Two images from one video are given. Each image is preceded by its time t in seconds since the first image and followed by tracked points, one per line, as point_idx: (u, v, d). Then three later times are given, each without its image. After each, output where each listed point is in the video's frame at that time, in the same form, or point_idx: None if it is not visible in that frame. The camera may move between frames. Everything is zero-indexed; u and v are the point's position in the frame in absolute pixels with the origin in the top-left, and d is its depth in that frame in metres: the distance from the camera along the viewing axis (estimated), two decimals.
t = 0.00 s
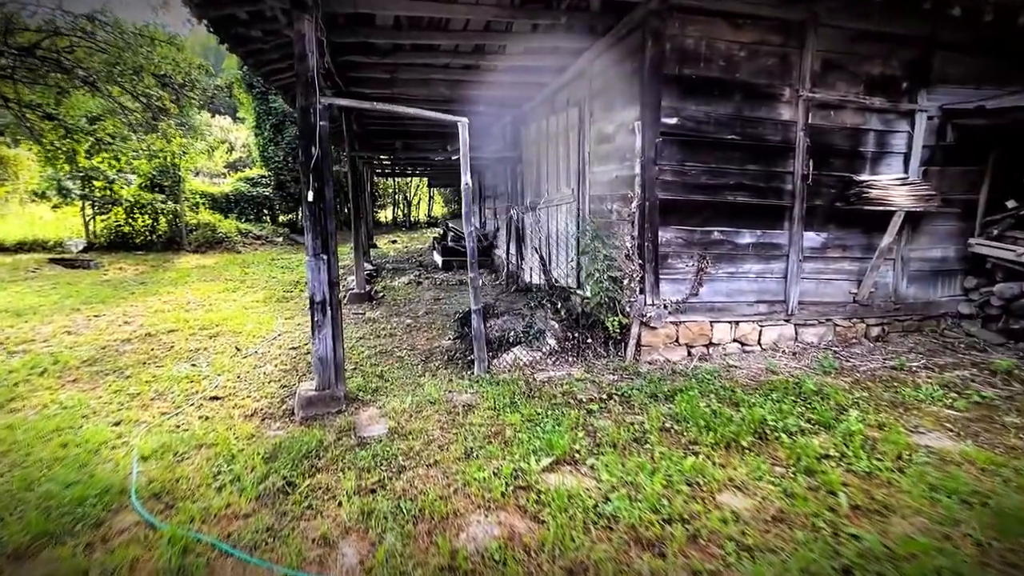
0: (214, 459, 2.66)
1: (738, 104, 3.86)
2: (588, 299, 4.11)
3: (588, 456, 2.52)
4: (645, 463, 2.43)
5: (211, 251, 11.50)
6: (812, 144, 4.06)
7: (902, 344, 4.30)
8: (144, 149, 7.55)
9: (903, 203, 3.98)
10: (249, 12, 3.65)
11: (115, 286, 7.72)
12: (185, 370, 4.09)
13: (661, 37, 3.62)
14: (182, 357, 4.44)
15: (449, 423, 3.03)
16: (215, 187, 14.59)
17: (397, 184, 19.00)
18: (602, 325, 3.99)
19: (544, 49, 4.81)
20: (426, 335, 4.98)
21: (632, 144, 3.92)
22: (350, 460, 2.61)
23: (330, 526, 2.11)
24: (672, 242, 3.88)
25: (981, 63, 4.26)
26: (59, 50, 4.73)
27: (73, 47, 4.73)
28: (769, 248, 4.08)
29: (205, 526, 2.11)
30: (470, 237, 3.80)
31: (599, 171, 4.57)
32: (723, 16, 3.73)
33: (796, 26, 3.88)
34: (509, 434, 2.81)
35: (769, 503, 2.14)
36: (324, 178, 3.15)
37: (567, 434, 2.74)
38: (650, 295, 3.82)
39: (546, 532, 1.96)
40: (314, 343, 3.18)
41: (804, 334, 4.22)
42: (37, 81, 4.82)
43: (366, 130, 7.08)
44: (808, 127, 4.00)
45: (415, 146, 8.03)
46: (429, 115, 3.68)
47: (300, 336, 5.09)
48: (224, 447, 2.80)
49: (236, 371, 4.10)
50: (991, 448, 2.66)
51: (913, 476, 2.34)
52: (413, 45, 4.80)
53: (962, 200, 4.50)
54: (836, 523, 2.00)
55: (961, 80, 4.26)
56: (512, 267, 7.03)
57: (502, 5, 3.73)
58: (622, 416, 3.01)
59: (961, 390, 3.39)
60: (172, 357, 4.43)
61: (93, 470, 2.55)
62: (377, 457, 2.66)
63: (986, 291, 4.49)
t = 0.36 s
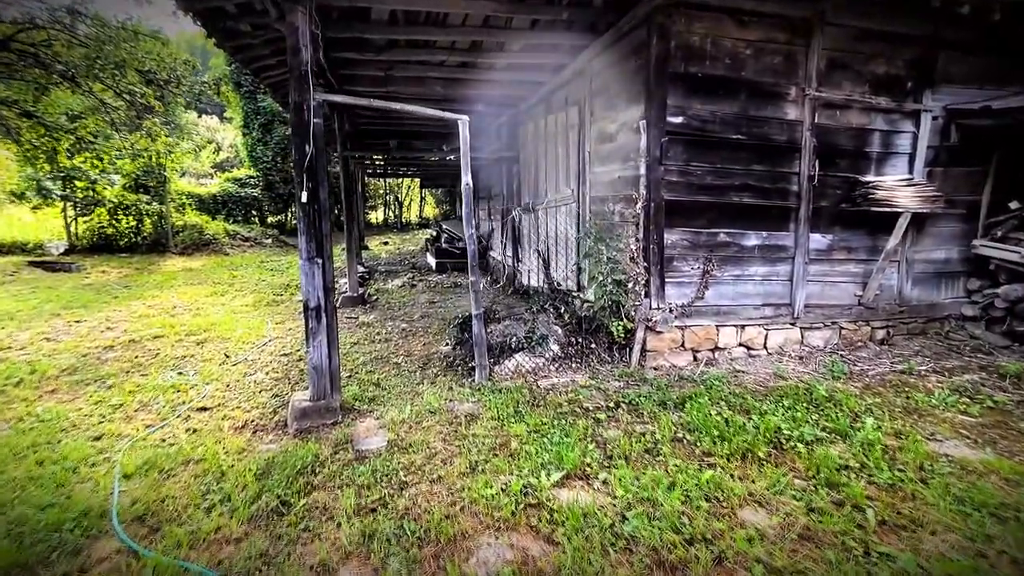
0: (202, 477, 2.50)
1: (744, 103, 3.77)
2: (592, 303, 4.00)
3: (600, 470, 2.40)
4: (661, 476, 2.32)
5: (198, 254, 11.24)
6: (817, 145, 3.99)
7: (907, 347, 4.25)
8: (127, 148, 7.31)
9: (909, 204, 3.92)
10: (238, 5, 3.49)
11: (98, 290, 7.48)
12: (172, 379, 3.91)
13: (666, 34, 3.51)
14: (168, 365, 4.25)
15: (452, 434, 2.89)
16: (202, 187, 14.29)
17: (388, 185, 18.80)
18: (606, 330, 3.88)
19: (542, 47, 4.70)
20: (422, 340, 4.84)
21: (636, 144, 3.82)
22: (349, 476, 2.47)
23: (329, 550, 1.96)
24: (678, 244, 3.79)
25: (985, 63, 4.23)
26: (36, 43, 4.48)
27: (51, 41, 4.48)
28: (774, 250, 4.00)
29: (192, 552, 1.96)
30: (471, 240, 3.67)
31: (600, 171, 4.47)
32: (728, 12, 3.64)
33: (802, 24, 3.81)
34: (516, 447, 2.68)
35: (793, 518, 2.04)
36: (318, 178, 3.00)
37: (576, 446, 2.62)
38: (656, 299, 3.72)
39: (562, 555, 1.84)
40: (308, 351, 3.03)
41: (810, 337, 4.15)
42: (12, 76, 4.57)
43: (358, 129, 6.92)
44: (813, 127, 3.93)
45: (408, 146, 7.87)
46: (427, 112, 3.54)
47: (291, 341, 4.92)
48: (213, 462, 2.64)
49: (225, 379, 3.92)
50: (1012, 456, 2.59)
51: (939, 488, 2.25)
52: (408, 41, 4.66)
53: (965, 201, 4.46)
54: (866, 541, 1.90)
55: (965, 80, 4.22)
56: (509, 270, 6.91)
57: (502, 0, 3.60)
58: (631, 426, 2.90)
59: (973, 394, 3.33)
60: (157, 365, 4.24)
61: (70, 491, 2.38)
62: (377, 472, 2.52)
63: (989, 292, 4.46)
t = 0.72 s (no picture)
0: (192, 495, 2.35)
1: (750, 103, 3.70)
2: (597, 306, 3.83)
3: (613, 484, 2.30)
4: (678, 491, 2.23)
5: (185, 256, 10.98)
6: (823, 145, 3.93)
7: (912, 350, 4.21)
8: (112, 148, 7.08)
9: (916, 207, 3.84)
10: None
11: (81, 294, 7.24)
12: (158, 389, 3.74)
13: (672, 32, 3.43)
14: (155, 373, 4.08)
15: (456, 446, 2.78)
16: (189, 188, 14.00)
17: (379, 186, 18.60)
18: (611, 334, 3.75)
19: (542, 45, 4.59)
20: (420, 345, 4.71)
21: (641, 144, 3.73)
22: (350, 493, 2.35)
23: None
24: (683, 246, 3.70)
25: (988, 64, 4.21)
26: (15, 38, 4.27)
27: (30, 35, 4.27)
28: (780, 252, 3.94)
29: None
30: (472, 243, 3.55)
31: (602, 171, 4.37)
32: (735, 10, 3.57)
33: (808, 23, 3.75)
34: (524, 459, 2.57)
35: (820, 535, 1.95)
36: (314, 178, 2.87)
37: (587, 458, 2.52)
38: (661, 303, 3.65)
39: None
40: (303, 360, 2.89)
41: (816, 341, 4.09)
42: None
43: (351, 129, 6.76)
44: (820, 128, 3.87)
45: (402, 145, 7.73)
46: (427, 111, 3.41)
47: (284, 347, 4.76)
48: (203, 479, 2.49)
49: (215, 388, 3.76)
50: None
51: (965, 500, 2.17)
52: (405, 38, 4.53)
53: (968, 203, 4.44)
54: (899, 559, 1.81)
55: (968, 81, 4.20)
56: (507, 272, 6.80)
57: None
58: (643, 437, 2.80)
59: (985, 399, 3.28)
60: (143, 373, 4.06)
61: (49, 513, 2.23)
62: (379, 488, 2.39)
63: (992, 294, 4.44)
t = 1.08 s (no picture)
0: (188, 512, 2.21)
1: (760, 100, 3.63)
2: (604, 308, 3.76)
3: (634, 495, 2.20)
4: (702, 501, 2.13)
5: (173, 257, 10.73)
6: (832, 144, 3.88)
7: (920, 351, 4.17)
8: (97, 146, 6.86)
9: (924, 206, 3.80)
10: None
11: (65, 296, 7.00)
12: (149, 396, 3.57)
13: (682, 27, 3.35)
14: (144, 379, 3.91)
15: (465, 455, 2.66)
16: (177, 188, 13.71)
17: (371, 186, 18.40)
18: (619, 337, 3.66)
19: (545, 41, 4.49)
20: (420, 348, 4.59)
21: (649, 142, 3.65)
22: (356, 507, 2.22)
23: None
24: (693, 246, 3.62)
25: (992, 62, 4.20)
26: None
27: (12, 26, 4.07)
28: (789, 252, 3.87)
29: None
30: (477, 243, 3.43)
31: (606, 170, 4.28)
32: (744, 6, 3.50)
33: (816, 20, 3.69)
34: (537, 468, 2.47)
35: (854, 548, 1.87)
36: (314, 176, 2.74)
37: (604, 467, 2.42)
38: (670, 304, 3.56)
39: None
40: (304, 366, 2.76)
41: (824, 342, 4.04)
42: None
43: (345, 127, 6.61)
44: (828, 126, 3.81)
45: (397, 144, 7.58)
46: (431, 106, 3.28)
47: (279, 351, 4.61)
48: (198, 494, 2.35)
49: (208, 395, 3.61)
50: None
51: (997, 508, 2.11)
52: (404, 33, 4.41)
53: (973, 202, 4.42)
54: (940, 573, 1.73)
55: (974, 80, 4.18)
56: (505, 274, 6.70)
57: None
58: (658, 444, 2.71)
59: (999, 400, 3.23)
60: (132, 380, 3.89)
61: (33, 532, 2.08)
62: (387, 501, 2.27)
63: (997, 294, 4.42)
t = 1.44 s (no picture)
0: (188, 532, 2.10)
1: (770, 100, 3.58)
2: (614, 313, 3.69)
3: (658, 508, 2.12)
4: (729, 514, 2.06)
5: (163, 260, 10.51)
6: (841, 145, 3.83)
7: (929, 353, 4.14)
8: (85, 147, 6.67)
9: (934, 207, 3.77)
10: None
11: (51, 301, 6.80)
12: (143, 406, 3.43)
13: (694, 25, 3.29)
14: (137, 388, 3.77)
15: (478, 466, 2.57)
16: (166, 189, 13.44)
17: (364, 187, 18.22)
18: (630, 342, 3.59)
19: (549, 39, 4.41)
20: (422, 354, 4.48)
21: (659, 142, 3.58)
22: (368, 524, 2.11)
23: None
24: (704, 249, 3.56)
25: (998, 63, 4.19)
26: None
27: None
28: (799, 255, 3.83)
29: None
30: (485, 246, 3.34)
31: (613, 171, 4.21)
32: (755, 4, 3.45)
33: (826, 19, 3.65)
34: (554, 480, 2.38)
35: (891, 564, 1.80)
36: (320, 177, 2.63)
37: (624, 479, 2.34)
38: (682, 308, 3.49)
39: None
40: (309, 375, 2.65)
41: (834, 345, 4.00)
42: None
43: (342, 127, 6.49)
44: (838, 127, 3.77)
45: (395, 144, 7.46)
46: (439, 105, 3.17)
47: (278, 357, 4.48)
48: (199, 511, 2.24)
49: (206, 404, 3.48)
50: None
51: None
52: (406, 30, 4.31)
53: (978, 204, 4.40)
54: None
55: (979, 81, 4.17)
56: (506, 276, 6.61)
57: None
58: (677, 452, 2.63)
59: (1015, 404, 3.20)
60: (125, 389, 3.75)
61: (22, 555, 1.95)
62: (399, 516, 2.17)
63: (1003, 296, 4.41)
